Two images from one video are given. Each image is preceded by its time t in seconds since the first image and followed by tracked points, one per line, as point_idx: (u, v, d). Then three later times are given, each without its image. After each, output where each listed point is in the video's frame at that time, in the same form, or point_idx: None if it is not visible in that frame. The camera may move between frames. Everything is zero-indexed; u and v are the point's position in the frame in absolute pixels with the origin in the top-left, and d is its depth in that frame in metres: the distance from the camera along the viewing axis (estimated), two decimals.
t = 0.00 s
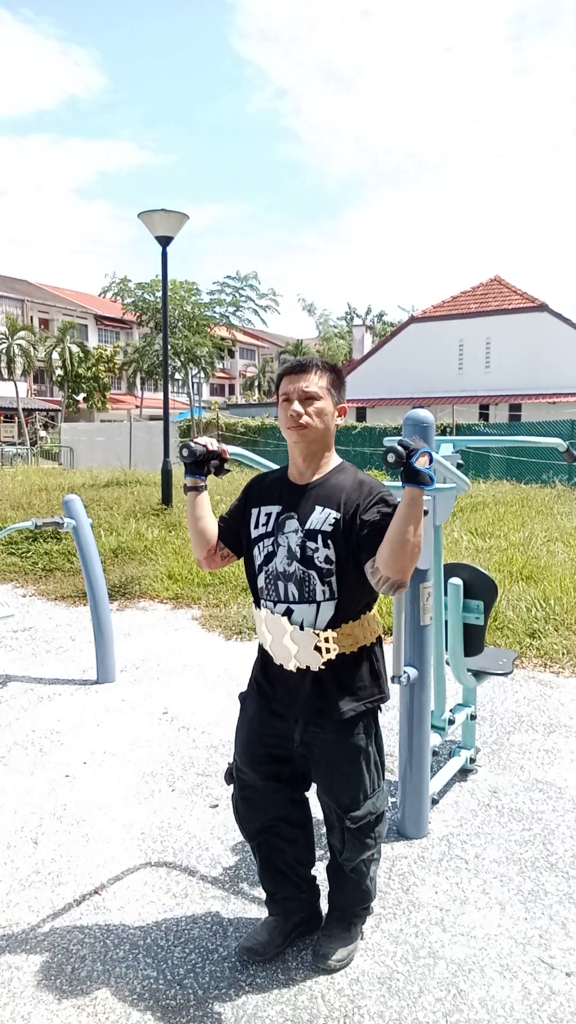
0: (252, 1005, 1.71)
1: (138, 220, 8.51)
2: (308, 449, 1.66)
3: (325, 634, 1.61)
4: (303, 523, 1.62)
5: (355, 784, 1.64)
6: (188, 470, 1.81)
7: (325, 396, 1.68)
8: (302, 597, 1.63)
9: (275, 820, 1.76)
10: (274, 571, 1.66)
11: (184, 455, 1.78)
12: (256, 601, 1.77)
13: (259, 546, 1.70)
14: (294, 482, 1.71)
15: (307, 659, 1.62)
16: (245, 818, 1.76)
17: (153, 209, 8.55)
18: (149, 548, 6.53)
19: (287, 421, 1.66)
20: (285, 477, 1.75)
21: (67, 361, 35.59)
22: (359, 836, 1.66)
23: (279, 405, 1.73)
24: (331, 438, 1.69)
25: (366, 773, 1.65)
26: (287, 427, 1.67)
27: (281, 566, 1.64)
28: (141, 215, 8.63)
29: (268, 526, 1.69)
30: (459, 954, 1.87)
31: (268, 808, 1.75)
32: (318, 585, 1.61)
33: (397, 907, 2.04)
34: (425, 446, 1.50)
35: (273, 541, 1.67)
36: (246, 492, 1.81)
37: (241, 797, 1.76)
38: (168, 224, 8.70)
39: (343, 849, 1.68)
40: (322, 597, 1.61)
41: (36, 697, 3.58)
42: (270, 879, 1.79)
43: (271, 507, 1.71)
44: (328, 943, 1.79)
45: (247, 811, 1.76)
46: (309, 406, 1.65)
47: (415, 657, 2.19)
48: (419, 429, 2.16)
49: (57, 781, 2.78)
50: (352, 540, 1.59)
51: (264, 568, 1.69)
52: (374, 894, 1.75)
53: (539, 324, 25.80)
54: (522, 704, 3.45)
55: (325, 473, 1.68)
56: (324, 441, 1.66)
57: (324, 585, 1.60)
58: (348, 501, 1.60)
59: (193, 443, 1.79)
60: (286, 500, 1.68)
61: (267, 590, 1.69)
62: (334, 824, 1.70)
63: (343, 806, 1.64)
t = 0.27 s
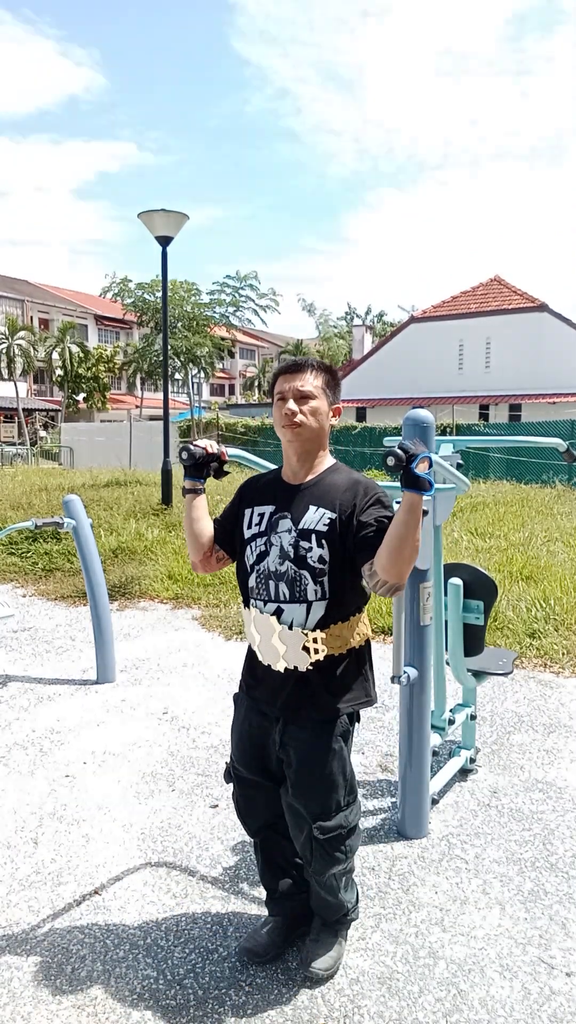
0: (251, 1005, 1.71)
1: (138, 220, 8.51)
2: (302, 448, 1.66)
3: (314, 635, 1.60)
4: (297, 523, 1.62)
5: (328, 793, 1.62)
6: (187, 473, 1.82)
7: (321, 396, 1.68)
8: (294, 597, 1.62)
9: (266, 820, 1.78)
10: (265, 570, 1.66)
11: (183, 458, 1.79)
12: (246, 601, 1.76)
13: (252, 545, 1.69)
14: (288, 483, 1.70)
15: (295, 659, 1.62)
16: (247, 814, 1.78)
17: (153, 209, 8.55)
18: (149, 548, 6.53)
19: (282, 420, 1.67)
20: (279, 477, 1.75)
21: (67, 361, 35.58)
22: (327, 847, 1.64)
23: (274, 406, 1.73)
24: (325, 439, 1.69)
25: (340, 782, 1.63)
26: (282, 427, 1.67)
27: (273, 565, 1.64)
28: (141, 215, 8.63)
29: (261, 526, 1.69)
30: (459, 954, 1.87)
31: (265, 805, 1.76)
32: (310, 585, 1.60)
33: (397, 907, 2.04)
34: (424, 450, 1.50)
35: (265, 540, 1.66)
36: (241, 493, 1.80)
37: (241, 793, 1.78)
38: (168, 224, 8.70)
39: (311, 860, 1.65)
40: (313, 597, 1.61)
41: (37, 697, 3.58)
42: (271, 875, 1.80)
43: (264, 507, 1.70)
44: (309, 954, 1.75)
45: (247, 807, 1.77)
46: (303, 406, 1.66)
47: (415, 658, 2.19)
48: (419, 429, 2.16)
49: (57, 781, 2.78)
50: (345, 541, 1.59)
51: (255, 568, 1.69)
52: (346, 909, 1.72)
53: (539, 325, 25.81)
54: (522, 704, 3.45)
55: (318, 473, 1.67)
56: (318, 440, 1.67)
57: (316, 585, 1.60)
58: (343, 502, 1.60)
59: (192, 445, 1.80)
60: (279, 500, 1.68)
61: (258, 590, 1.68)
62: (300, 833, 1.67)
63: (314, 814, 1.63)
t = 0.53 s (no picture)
0: (251, 1005, 1.71)
1: (138, 220, 8.51)
2: (312, 448, 1.67)
3: (316, 634, 1.59)
4: (304, 521, 1.62)
5: (330, 795, 1.61)
6: (189, 476, 1.82)
7: (333, 396, 1.69)
8: (297, 595, 1.61)
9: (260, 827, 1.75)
10: (270, 568, 1.65)
11: (183, 461, 1.79)
12: (249, 599, 1.76)
13: (258, 543, 1.69)
14: (297, 481, 1.71)
15: (295, 659, 1.61)
16: (247, 822, 1.76)
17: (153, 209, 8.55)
18: (148, 548, 6.53)
19: (293, 420, 1.67)
20: (288, 475, 1.75)
21: (67, 361, 35.58)
22: (328, 851, 1.62)
23: (287, 403, 1.74)
24: (336, 439, 1.70)
25: (343, 785, 1.63)
26: (293, 426, 1.68)
27: (278, 562, 1.63)
28: (141, 215, 8.63)
29: (269, 524, 1.69)
30: (459, 954, 1.87)
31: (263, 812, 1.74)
32: (314, 583, 1.59)
33: (397, 907, 2.04)
34: (424, 453, 1.49)
35: (272, 537, 1.66)
36: (249, 493, 1.81)
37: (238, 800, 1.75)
38: (168, 224, 8.70)
39: (310, 863, 1.63)
40: (317, 595, 1.60)
41: (37, 697, 3.58)
42: (269, 879, 1.79)
43: (273, 505, 1.70)
44: (289, 969, 1.71)
45: (247, 814, 1.75)
46: (315, 406, 1.67)
47: (415, 658, 2.19)
48: (420, 429, 2.17)
49: (57, 781, 2.78)
50: (352, 541, 1.58)
51: (260, 565, 1.68)
52: (340, 920, 1.70)
53: (539, 325, 25.81)
54: (522, 704, 3.45)
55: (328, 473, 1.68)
56: (328, 441, 1.67)
57: (320, 584, 1.59)
58: (352, 501, 1.60)
59: (191, 448, 1.80)
60: (288, 497, 1.68)
61: (262, 587, 1.68)
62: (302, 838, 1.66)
63: (315, 816, 1.61)
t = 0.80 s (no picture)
0: (251, 1005, 1.71)
1: (138, 220, 8.51)
2: (316, 450, 1.67)
3: (324, 636, 1.60)
4: (309, 522, 1.62)
5: (341, 794, 1.61)
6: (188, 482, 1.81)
7: (336, 398, 1.69)
8: (304, 596, 1.61)
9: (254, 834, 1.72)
10: (275, 570, 1.65)
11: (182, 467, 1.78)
12: (254, 602, 1.76)
13: (262, 545, 1.70)
14: (300, 482, 1.71)
15: (304, 661, 1.62)
16: (244, 828, 1.73)
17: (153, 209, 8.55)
18: (148, 548, 6.53)
19: (298, 422, 1.67)
20: (291, 477, 1.75)
21: (67, 361, 35.58)
22: (338, 852, 1.62)
23: (288, 405, 1.74)
24: (339, 440, 1.71)
25: (353, 785, 1.62)
26: (297, 428, 1.68)
27: (283, 564, 1.63)
28: (141, 215, 8.64)
29: (272, 526, 1.69)
30: (459, 954, 1.87)
31: (260, 817, 1.72)
32: (321, 584, 1.59)
33: (397, 907, 2.04)
34: (423, 457, 1.49)
35: (276, 539, 1.66)
36: (251, 496, 1.81)
37: (235, 804, 1.73)
38: (168, 224, 8.70)
39: (320, 864, 1.63)
40: (324, 597, 1.60)
41: (37, 697, 3.58)
42: (253, 892, 1.74)
43: (276, 507, 1.71)
44: (289, 968, 1.71)
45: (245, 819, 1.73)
46: (319, 408, 1.67)
47: (415, 658, 2.19)
48: (419, 430, 2.18)
49: (57, 781, 2.78)
50: (357, 541, 1.59)
51: (265, 567, 1.68)
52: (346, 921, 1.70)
53: (539, 325, 25.81)
54: (522, 704, 3.45)
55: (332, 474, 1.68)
56: (332, 443, 1.68)
57: (327, 585, 1.59)
58: (356, 503, 1.61)
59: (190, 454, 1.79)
60: (291, 499, 1.69)
61: (268, 589, 1.68)
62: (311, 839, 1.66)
63: (326, 817, 1.61)
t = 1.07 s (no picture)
0: (251, 1005, 1.71)
1: (138, 220, 8.51)
2: (316, 455, 1.67)
3: (323, 639, 1.60)
4: (307, 526, 1.62)
5: (335, 798, 1.61)
6: (188, 485, 1.82)
7: (336, 405, 1.70)
8: (303, 599, 1.61)
9: (248, 837, 1.73)
10: (274, 573, 1.65)
11: (182, 470, 1.79)
12: (253, 604, 1.76)
13: (261, 549, 1.69)
14: (299, 488, 1.71)
15: (304, 664, 1.62)
16: (240, 828, 1.73)
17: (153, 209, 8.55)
18: (149, 548, 6.53)
19: (299, 428, 1.68)
20: (290, 482, 1.75)
21: (67, 361, 35.59)
22: (330, 856, 1.62)
23: (288, 412, 1.74)
24: (339, 447, 1.71)
25: (346, 789, 1.63)
26: (298, 434, 1.68)
27: (282, 568, 1.64)
28: (141, 215, 8.63)
29: (271, 530, 1.69)
30: (459, 954, 1.87)
31: (255, 817, 1.72)
32: (320, 587, 1.59)
33: (397, 907, 2.04)
34: (423, 463, 1.47)
35: (275, 543, 1.66)
36: (251, 499, 1.81)
37: (231, 803, 1.73)
38: (168, 224, 8.69)
39: (311, 870, 1.63)
40: (323, 600, 1.60)
41: (37, 697, 3.58)
42: (251, 894, 1.75)
43: (275, 510, 1.71)
44: (290, 969, 1.71)
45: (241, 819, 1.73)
46: (320, 414, 1.68)
47: (415, 658, 2.19)
48: (420, 429, 2.18)
49: (57, 781, 2.78)
50: (356, 545, 1.59)
51: (264, 571, 1.68)
52: (338, 923, 1.70)
53: (539, 325, 25.81)
54: (522, 704, 3.45)
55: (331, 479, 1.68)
56: (332, 448, 1.68)
57: (326, 588, 1.59)
58: (355, 508, 1.61)
59: (190, 458, 1.81)
60: (290, 503, 1.68)
61: (267, 593, 1.68)
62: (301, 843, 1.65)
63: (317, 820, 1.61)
